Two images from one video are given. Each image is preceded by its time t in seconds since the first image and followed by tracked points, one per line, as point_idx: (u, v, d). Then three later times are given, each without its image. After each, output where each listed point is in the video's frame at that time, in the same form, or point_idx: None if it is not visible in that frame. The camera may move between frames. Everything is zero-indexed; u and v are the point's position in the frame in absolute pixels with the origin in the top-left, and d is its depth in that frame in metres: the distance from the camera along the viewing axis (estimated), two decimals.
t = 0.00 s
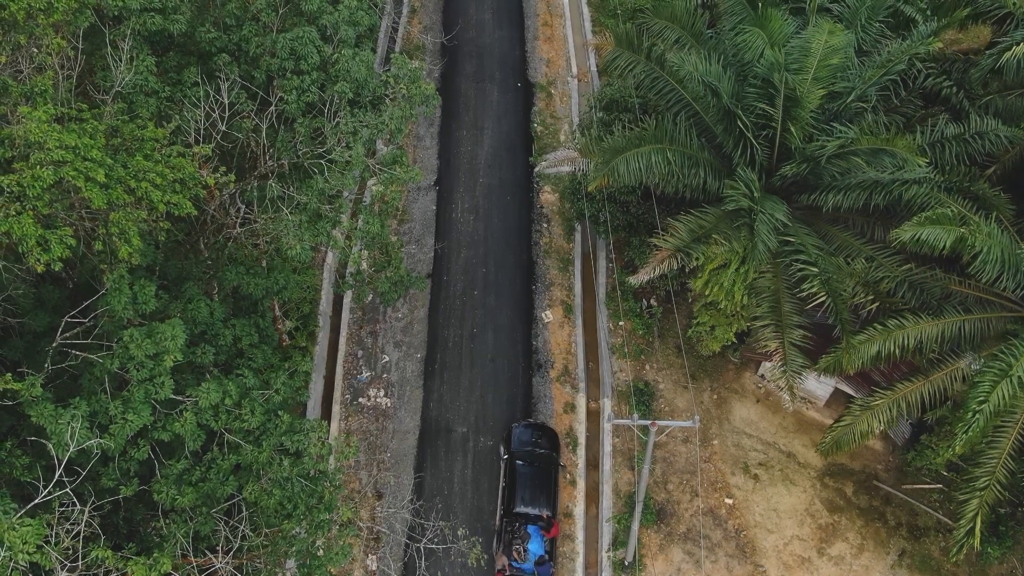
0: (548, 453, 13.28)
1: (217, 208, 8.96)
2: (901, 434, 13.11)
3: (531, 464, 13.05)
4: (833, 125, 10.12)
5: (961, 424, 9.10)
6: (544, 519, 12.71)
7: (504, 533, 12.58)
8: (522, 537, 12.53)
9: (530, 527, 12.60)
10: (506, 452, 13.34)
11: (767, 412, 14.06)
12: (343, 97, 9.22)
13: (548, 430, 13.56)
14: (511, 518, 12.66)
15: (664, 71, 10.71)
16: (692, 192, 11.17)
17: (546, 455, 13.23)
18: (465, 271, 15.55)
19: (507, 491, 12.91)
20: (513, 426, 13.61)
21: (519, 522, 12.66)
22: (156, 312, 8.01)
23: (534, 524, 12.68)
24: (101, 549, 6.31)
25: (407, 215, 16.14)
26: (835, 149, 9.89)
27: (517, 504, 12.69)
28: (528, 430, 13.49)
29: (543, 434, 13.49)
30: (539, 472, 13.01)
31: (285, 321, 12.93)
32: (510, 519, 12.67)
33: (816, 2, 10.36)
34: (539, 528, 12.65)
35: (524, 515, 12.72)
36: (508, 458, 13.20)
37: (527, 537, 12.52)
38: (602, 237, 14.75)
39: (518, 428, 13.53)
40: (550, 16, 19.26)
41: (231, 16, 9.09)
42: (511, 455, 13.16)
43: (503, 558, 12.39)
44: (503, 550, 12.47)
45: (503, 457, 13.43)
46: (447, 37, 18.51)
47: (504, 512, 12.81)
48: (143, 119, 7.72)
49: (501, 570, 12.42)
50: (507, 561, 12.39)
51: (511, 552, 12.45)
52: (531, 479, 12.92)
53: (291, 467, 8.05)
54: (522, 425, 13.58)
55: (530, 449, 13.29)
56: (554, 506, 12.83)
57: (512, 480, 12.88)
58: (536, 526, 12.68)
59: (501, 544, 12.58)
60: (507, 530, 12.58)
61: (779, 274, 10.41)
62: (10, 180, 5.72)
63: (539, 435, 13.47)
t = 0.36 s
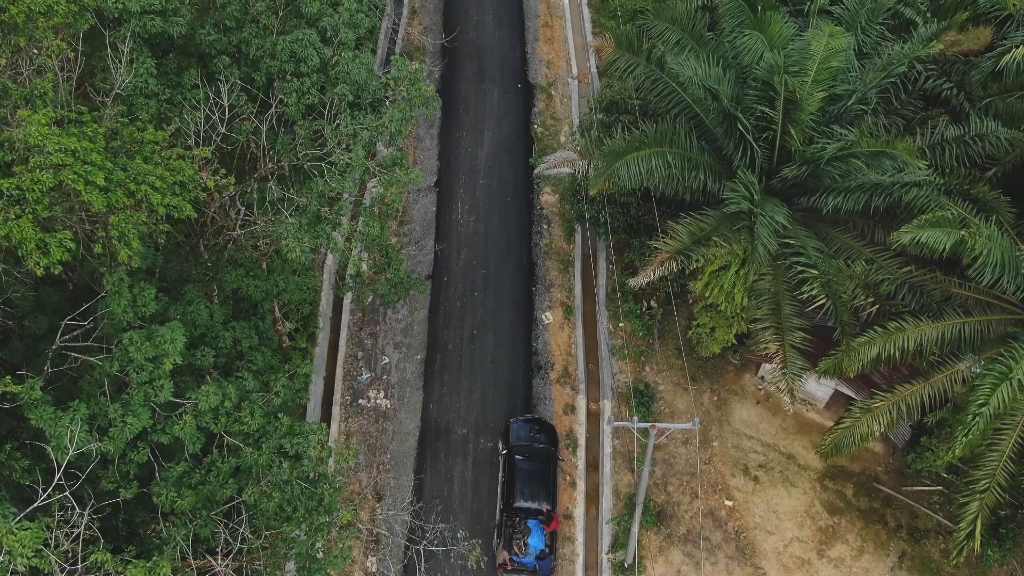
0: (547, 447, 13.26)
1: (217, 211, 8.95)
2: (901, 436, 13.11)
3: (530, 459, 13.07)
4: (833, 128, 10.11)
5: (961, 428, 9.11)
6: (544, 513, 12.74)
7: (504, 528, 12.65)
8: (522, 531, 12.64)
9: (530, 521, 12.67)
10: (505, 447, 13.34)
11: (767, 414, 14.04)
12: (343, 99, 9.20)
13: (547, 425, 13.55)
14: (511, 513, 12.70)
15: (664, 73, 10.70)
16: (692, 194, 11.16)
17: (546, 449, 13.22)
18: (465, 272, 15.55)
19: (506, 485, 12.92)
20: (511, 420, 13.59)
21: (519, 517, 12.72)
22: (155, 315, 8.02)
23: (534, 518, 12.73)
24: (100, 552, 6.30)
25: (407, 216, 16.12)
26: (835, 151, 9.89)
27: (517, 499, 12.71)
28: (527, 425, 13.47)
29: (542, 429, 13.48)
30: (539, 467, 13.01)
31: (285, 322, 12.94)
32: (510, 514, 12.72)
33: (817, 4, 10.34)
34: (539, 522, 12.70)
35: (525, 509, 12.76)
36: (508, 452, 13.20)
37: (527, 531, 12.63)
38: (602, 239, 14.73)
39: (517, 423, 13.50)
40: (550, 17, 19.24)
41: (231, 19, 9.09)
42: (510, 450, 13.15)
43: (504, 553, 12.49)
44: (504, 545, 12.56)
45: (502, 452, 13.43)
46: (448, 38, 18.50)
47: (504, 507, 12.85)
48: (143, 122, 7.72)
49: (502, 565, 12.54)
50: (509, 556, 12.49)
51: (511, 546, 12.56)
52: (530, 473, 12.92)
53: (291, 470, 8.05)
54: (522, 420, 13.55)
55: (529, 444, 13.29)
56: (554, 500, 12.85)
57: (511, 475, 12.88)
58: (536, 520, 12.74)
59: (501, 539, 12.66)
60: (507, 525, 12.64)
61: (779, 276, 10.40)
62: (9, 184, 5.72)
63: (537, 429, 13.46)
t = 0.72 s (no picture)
0: (544, 441, 13.40)
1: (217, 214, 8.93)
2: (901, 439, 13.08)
3: (528, 453, 13.13)
4: (833, 131, 10.09)
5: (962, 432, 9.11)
6: (543, 507, 12.83)
7: (504, 523, 12.70)
8: (522, 525, 12.70)
9: (530, 515, 12.73)
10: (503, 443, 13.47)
11: (768, 417, 14.01)
12: (343, 103, 9.17)
13: (544, 419, 13.78)
14: (510, 508, 12.79)
15: (664, 76, 10.69)
16: (693, 198, 11.15)
17: (543, 444, 13.34)
18: (465, 274, 15.56)
19: (505, 481, 12.98)
20: (508, 416, 13.81)
21: (519, 511, 12.79)
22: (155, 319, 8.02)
23: (533, 512, 12.79)
24: (100, 558, 6.28)
25: (408, 218, 16.11)
26: (835, 155, 9.90)
27: (516, 493, 12.82)
28: (523, 421, 13.66)
29: (539, 424, 13.65)
30: (537, 461, 13.07)
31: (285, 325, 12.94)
32: (510, 509, 12.78)
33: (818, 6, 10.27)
34: (539, 516, 12.76)
35: (524, 503, 12.84)
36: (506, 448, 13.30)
37: (527, 525, 12.68)
38: (602, 241, 14.69)
39: (514, 418, 13.72)
40: (550, 19, 19.22)
41: (231, 22, 9.08)
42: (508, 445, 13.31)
43: (505, 548, 12.57)
44: (504, 540, 12.63)
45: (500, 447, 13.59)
46: (448, 40, 18.49)
47: (503, 502, 12.91)
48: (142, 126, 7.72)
49: (503, 559, 12.61)
50: (510, 551, 12.57)
51: (512, 541, 12.62)
52: (529, 468, 12.98)
53: (291, 475, 8.04)
54: (519, 415, 13.74)
55: (527, 439, 13.43)
56: (553, 493, 12.97)
57: (510, 470, 12.98)
58: (536, 514, 12.80)
59: (502, 534, 12.72)
60: (507, 519, 12.71)
61: (779, 279, 10.39)
62: (8, 190, 5.71)
63: (535, 424, 13.63)
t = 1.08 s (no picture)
0: (541, 437, 13.42)
1: (216, 219, 8.91)
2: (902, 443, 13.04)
3: (525, 449, 13.19)
4: (834, 136, 10.06)
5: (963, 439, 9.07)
6: (542, 502, 12.89)
7: (503, 518, 12.76)
8: (522, 520, 12.72)
9: (529, 510, 12.76)
10: (500, 439, 13.47)
11: (768, 421, 13.96)
12: (343, 108, 9.12)
13: (541, 414, 13.72)
14: (509, 503, 12.87)
15: (665, 81, 10.66)
16: (693, 202, 11.12)
17: (540, 439, 13.38)
18: (465, 278, 15.53)
19: (504, 476, 13.06)
20: (505, 413, 13.75)
21: (518, 506, 12.85)
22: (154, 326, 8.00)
23: (532, 507, 12.84)
24: (97, 567, 6.25)
25: (407, 221, 16.09)
26: (836, 160, 9.86)
27: (515, 489, 12.90)
28: (520, 417, 13.63)
29: (537, 419, 13.63)
30: (534, 457, 13.13)
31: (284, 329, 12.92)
32: (509, 504, 12.86)
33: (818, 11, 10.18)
34: (538, 510, 12.81)
35: (523, 498, 12.90)
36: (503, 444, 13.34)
37: (527, 520, 12.70)
38: (602, 245, 14.65)
39: (511, 414, 13.68)
40: (551, 21, 19.16)
41: (230, 26, 9.05)
42: (505, 442, 13.31)
43: (505, 543, 12.62)
44: (504, 535, 12.68)
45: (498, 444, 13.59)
46: (449, 43, 18.47)
47: (503, 498, 12.99)
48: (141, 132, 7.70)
49: (503, 554, 12.69)
50: (510, 546, 12.61)
51: (512, 536, 12.66)
52: (526, 463, 13.05)
53: (289, 482, 8.01)
54: (517, 411, 13.71)
55: (524, 434, 13.43)
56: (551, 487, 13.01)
57: (507, 466, 13.05)
58: (535, 509, 12.84)
59: (502, 529, 12.78)
60: (507, 514, 12.77)
61: (780, 284, 10.36)
62: (5, 199, 5.67)
63: (531, 420, 13.61)
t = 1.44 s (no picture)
0: (538, 431, 13.43)
1: (213, 226, 8.85)
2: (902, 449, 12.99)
3: (523, 444, 13.19)
4: (835, 142, 10.01)
5: (964, 447, 9.04)
6: (540, 496, 12.92)
7: (502, 513, 12.83)
8: (520, 515, 12.81)
9: (528, 505, 12.83)
10: (498, 435, 13.47)
11: (768, 426, 13.92)
12: (341, 115, 9.06)
13: (537, 410, 13.72)
14: (507, 499, 12.90)
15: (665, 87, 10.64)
16: (693, 208, 11.08)
17: (537, 434, 13.38)
18: (465, 282, 15.50)
19: (501, 472, 13.09)
20: (502, 408, 13.76)
21: (517, 501, 12.90)
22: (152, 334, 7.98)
23: (531, 502, 12.91)
24: None
25: (407, 225, 16.07)
26: (837, 167, 9.83)
27: (513, 484, 12.89)
28: (518, 412, 13.62)
29: (533, 414, 13.64)
30: (532, 452, 13.13)
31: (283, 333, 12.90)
32: (507, 500, 12.89)
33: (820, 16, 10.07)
34: (537, 505, 12.88)
35: (522, 493, 12.92)
36: (500, 439, 13.37)
37: (526, 514, 12.80)
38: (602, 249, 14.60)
39: (508, 410, 13.68)
40: (550, 24, 19.07)
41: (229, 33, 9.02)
42: (503, 438, 13.32)
43: (505, 538, 12.68)
44: (504, 530, 12.76)
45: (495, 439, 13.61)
46: (449, 46, 18.46)
47: (501, 493, 13.03)
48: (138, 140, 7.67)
49: (503, 549, 12.73)
50: (509, 540, 12.69)
51: (512, 530, 12.76)
52: (524, 459, 13.05)
53: (287, 491, 7.96)
54: (513, 407, 13.70)
55: (520, 429, 13.45)
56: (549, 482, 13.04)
57: (505, 461, 13.06)
58: (534, 503, 12.91)
59: (501, 524, 12.84)
60: (506, 509, 12.81)
61: (780, 290, 10.32)
62: None
63: (528, 415, 13.61)
